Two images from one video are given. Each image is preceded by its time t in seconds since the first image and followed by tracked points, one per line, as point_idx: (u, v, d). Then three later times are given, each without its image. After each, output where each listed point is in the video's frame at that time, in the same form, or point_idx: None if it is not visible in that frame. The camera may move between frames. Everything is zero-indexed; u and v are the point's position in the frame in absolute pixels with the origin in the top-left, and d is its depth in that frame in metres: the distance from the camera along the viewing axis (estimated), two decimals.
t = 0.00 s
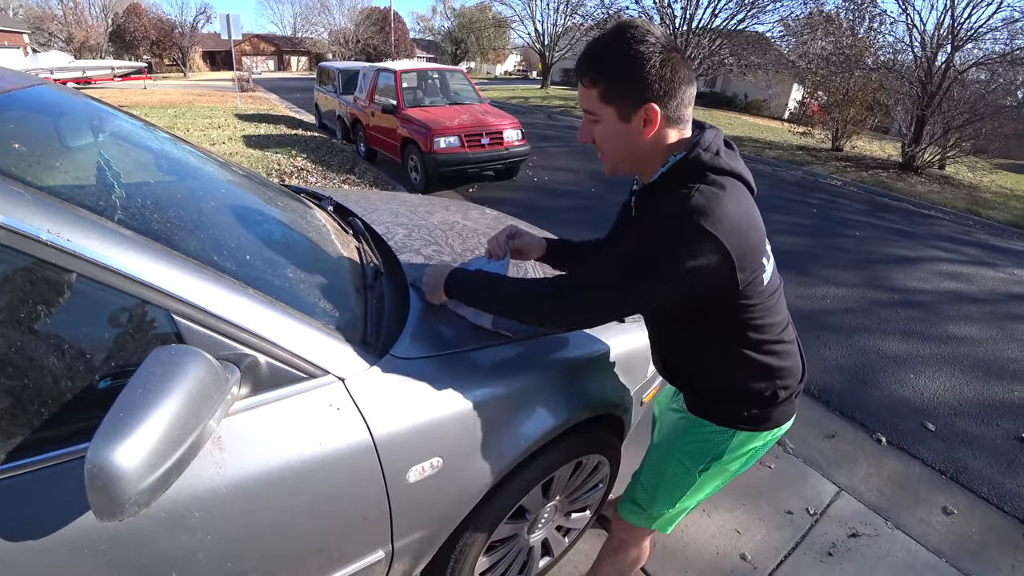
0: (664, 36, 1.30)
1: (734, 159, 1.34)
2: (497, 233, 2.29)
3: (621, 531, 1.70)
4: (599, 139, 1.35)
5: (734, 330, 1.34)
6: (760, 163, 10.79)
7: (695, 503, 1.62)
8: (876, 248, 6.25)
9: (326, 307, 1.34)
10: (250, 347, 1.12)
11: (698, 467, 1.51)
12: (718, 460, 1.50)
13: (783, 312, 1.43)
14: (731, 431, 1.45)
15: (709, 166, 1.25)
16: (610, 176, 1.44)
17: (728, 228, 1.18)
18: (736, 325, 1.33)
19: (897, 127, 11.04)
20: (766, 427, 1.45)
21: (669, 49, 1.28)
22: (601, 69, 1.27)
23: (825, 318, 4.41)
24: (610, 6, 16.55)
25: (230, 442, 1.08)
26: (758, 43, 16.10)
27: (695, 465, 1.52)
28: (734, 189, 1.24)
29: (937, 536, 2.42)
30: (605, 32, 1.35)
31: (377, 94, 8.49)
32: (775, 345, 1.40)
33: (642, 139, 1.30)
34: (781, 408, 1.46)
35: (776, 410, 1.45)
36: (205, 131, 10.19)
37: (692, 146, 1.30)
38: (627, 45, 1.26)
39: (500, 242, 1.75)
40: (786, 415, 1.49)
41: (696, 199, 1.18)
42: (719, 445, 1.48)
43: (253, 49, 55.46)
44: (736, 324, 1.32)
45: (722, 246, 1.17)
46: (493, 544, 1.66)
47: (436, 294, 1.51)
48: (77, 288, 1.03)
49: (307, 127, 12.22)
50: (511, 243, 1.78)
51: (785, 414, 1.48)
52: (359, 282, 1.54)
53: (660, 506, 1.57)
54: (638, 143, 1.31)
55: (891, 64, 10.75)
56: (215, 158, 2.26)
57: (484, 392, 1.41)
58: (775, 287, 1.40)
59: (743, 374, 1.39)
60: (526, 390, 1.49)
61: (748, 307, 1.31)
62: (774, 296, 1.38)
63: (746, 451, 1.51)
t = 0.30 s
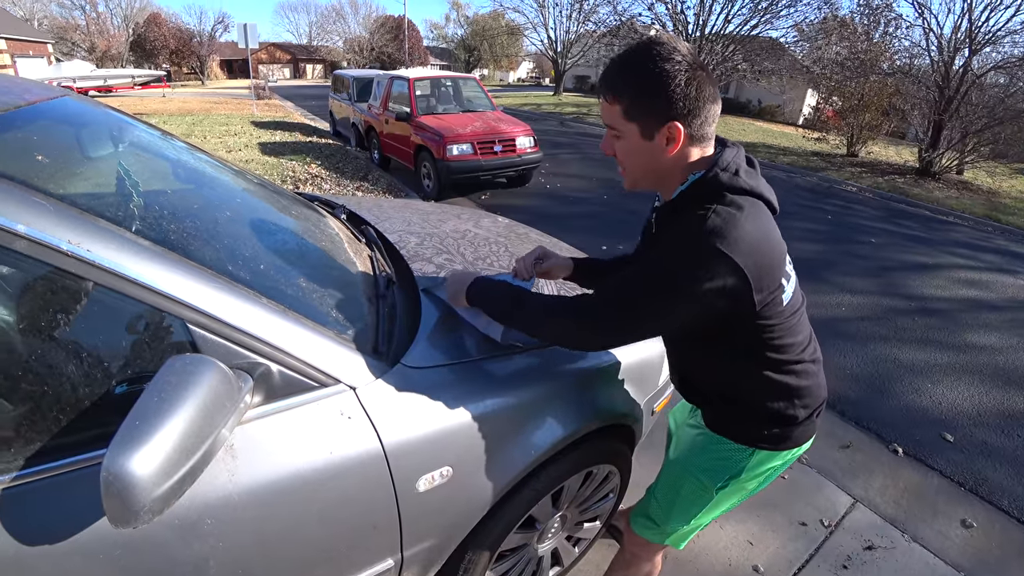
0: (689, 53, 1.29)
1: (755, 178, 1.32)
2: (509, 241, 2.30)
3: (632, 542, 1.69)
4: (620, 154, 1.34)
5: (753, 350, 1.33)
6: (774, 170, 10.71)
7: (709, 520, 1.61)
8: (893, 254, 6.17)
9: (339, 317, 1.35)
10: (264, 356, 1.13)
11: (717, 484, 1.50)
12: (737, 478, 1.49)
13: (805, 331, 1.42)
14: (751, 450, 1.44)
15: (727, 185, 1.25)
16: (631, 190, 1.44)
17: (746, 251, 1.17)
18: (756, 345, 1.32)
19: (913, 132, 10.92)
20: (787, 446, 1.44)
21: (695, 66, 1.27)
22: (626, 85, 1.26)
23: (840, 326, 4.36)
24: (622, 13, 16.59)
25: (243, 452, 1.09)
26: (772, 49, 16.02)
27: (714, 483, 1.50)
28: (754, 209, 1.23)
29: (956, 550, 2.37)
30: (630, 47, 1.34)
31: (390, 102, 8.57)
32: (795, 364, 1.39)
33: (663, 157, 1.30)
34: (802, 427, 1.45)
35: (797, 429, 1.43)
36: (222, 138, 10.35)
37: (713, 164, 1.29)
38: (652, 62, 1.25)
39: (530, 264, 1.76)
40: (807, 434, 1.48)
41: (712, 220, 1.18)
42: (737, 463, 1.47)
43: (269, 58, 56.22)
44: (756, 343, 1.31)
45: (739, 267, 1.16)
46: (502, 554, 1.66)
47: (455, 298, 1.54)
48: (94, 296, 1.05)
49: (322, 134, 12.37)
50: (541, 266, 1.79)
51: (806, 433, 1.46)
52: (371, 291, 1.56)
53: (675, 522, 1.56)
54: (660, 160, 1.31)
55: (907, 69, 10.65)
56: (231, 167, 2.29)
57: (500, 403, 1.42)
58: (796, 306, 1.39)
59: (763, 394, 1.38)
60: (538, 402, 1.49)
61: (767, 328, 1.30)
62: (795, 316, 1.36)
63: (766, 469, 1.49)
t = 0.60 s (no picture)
0: (659, 61, 1.27)
1: (739, 182, 1.30)
2: (515, 248, 2.30)
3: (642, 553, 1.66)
4: (597, 169, 1.34)
5: (747, 356, 1.31)
6: (783, 174, 10.65)
7: (707, 529, 1.57)
8: (905, 257, 6.10)
9: (344, 327, 1.35)
10: (268, 366, 1.13)
11: (713, 491, 1.47)
12: (735, 484, 1.46)
13: (797, 334, 1.40)
14: (748, 456, 1.41)
15: (710, 192, 1.22)
16: (613, 203, 1.43)
17: (737, 257, 1.14)
18: (749, 351, 1.29)
19: (923, 134, 10.81)
20: (784, 452, 1.41)
21: (666, 74, 1.26)
22: (595, 100, 1.26)
23: (852, 330, 4.31)
24: (628, 19, 16.62)
25: (247, 461, 1.09)
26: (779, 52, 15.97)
27: (711, 490, 1.47)
28: (742, 213, 1.20)
29: (974, 559, 2.32)
30: (599, 59, 1.33)
31: (398, 110, 8.61)
32: (790, 368, 1.36)
33: (640, 169, 1.29)
34: (799, 431, 1.42)
35: (794, 434, 1.40)
36: (232, 148, 10.46)
37: (694, 172, 1.27)
38: (619, 74, 1.24)
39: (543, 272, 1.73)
40: (805, 438, 1.45)
41: (700, 228, 1.15)
42: (734, 469, 1.44)
43: (278, 68, 56.83)
44: (749, 350, 1.29)
45: (732, 274, 1.13)
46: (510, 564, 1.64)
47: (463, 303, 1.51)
48: (101, 308, 1.05)
49: (330, 143, 12.47)
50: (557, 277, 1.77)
51: (804, 437, 1.44)
52: (377, 300, 1.56)
53: (672, 529, 1.52)
54: (636, 172, 1.29)
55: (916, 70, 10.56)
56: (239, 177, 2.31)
57: (501, 412, 1.40)
58: (788, 310, 1.36)
59: (759, 400, 1.36)
60: (544, 411, 1.48)
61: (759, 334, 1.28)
62: (786, 321, 1.34)
63: (764, 476, 1.46)
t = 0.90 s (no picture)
0: (605, 67, 1.17)
1: (701, 195, 1.17)
2: (520, 255, 2.30)
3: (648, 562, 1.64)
4: (550, 185, 1.25)
5: (714, 383, 1.23)
6: (789, 178, 10.62)
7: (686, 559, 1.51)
8: (913, 262, 6.07)
9: (347, 335, 1.35)
10: (275, 374, 1.14)
11: (680, 523, 1.41)
12: (704, 516, 1.38)
13: (776, 362, 1.29)
14: (717, 487, 1.34)
15: (660, 212, 1.11)
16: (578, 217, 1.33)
17: (689, 284, 1.04)
18: (714, 379, 1.21)
19: (930, 137, 10.77)
20: (757, 484, 1.32)
21: (613, 79, 1.16)
22: (537, 114, 1.17)
23: (861, 335, 4.29)
24: (633, 25, 16.70)
25: (251, 469, 1.09)
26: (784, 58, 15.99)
27: (679, 521, 1.41)
28: (699, 232, 1.08)
29: (986, 568, 2.29)
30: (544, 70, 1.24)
31: (404, 117, 8.67)
32: (765, 400, 1.27)
33: (592, 183, 1.19)
34: (780, 466, 1.33)
35: (769, 465, 1.31)
36: (240, 155, 10.56)
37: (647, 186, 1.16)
38: (561, 83, 1.15)
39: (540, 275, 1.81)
40: (785, 471, 1.34)
41: (645, 255, 1.05)
42: (703, 501, 1.37)
43: (286, 76, 57.36)
44: (714, 377, 1.22)
45: (683, 304, 1.04)
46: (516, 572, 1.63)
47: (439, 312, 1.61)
48: (112, 316, 1.06)
49: (337, 150, 12.56)
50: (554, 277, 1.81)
51: (787, 472, 1.34)
52: (384, 307, 1.56)
53: (644, 557, 1.49)
54: (589, 186, 1.20)
55: (922, 73, 10.54)
56: (246, 185, 2.33)
57: (478, 431, 1.35)
58: (763, 336, 1.26)
59: (730, 432, 1.28)
60: (545, 421, 1.48)
61: (724, 361, 1.19)
62: (759, 347, 1.24)
63: (735, 511, 1.38)
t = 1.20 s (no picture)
0: (592, 63, 1.15)
1: (687, 202, 1.12)
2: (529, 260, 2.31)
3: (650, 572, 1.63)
4: (539, 184, 1.24)
5: (699, 401, 1.20)
6: (797, 188, 10.59)
7: None
8: (921, 275, 6.03)
9: (354, 336, 1.35)
10: (284, 373, 1.14)
11: (675, 544, 1.41)
12: (698, 537, 1.37)
13: (771, 384, 1.25)
14: (709, 509, 1.32)
15: (638, 218, 1.09)
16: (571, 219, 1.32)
17: (652, 295, 1.00)
18: (698, 397, 1.19)
19: (940, 150, 10.71)
20: (747, 509, 1.30)
21: (600, 74, 1.14)
22: (521, 112, 1.16)
23: (868, 348, 4.26)
24: (643, 32, 16.74)
25: (259, 470, 1.09)
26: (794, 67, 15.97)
27: (673, 542, 1.41)
28: (675, 245, 1.04)
29: None
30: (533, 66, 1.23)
31: (414, 120, 8.70)
32: (754, 424, 1.23)
33: (578, 183, 1.17)
34: (775, 493, 1.29)
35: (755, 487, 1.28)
36: (250, 154, 10.62)
37: (631, 188, 1.13)
38: (545, 80, 1.14)
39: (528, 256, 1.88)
40: (777, 495, 1.30)
41: (607, 260, 1.03)
42: (697, 522, 1.36)
43: (297, 77, 57.70)
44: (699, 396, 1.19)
45: (645, 314, 1.01)
46: None
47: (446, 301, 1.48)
48: (120, 312, 1.06)
49: (346, 151, 12.61)
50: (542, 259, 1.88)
51: (784, 502, 1.31)
52: (393, 309, 1.57)
53: None
54: (576, 186, 1.18)
55: (933, 85, 10.49)
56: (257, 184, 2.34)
57: (471, 439, 1.32)
58: (756, 356, 1.21)
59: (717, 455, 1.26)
60: (547, 426, 1.48)
61: (709, 381, 1.16)
62: (749, 368, 1.19)
63: (731, 535, 1.35)
